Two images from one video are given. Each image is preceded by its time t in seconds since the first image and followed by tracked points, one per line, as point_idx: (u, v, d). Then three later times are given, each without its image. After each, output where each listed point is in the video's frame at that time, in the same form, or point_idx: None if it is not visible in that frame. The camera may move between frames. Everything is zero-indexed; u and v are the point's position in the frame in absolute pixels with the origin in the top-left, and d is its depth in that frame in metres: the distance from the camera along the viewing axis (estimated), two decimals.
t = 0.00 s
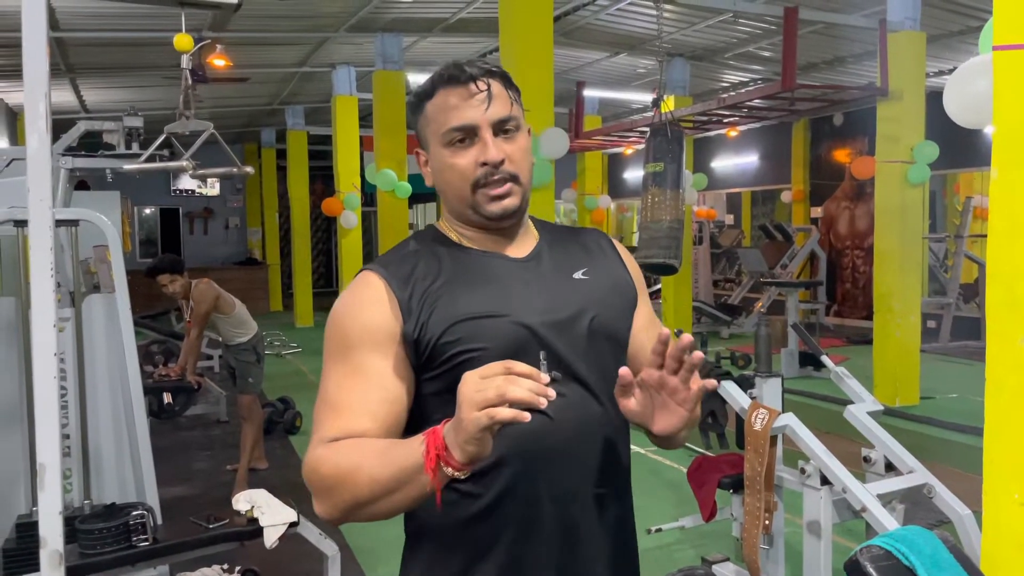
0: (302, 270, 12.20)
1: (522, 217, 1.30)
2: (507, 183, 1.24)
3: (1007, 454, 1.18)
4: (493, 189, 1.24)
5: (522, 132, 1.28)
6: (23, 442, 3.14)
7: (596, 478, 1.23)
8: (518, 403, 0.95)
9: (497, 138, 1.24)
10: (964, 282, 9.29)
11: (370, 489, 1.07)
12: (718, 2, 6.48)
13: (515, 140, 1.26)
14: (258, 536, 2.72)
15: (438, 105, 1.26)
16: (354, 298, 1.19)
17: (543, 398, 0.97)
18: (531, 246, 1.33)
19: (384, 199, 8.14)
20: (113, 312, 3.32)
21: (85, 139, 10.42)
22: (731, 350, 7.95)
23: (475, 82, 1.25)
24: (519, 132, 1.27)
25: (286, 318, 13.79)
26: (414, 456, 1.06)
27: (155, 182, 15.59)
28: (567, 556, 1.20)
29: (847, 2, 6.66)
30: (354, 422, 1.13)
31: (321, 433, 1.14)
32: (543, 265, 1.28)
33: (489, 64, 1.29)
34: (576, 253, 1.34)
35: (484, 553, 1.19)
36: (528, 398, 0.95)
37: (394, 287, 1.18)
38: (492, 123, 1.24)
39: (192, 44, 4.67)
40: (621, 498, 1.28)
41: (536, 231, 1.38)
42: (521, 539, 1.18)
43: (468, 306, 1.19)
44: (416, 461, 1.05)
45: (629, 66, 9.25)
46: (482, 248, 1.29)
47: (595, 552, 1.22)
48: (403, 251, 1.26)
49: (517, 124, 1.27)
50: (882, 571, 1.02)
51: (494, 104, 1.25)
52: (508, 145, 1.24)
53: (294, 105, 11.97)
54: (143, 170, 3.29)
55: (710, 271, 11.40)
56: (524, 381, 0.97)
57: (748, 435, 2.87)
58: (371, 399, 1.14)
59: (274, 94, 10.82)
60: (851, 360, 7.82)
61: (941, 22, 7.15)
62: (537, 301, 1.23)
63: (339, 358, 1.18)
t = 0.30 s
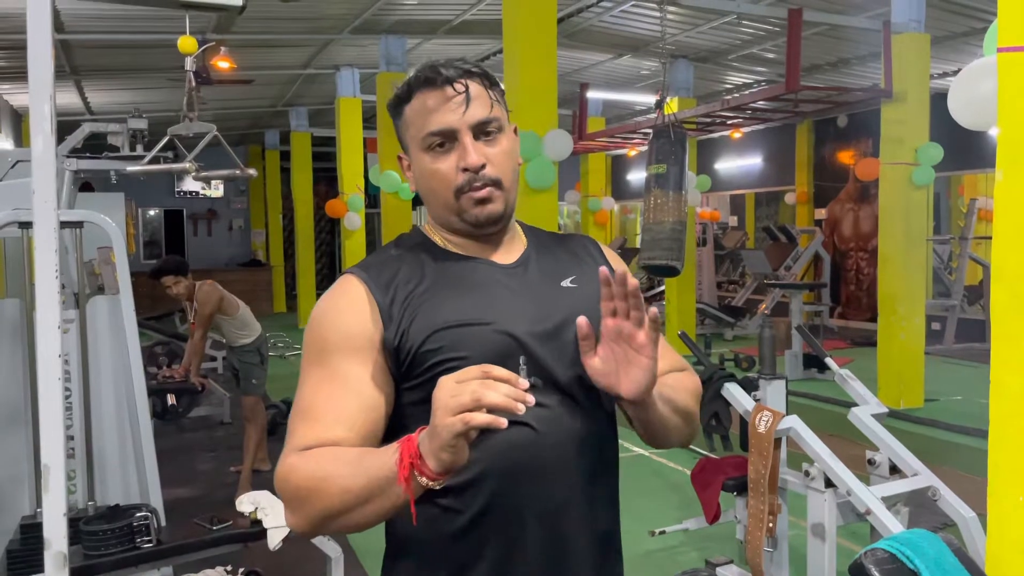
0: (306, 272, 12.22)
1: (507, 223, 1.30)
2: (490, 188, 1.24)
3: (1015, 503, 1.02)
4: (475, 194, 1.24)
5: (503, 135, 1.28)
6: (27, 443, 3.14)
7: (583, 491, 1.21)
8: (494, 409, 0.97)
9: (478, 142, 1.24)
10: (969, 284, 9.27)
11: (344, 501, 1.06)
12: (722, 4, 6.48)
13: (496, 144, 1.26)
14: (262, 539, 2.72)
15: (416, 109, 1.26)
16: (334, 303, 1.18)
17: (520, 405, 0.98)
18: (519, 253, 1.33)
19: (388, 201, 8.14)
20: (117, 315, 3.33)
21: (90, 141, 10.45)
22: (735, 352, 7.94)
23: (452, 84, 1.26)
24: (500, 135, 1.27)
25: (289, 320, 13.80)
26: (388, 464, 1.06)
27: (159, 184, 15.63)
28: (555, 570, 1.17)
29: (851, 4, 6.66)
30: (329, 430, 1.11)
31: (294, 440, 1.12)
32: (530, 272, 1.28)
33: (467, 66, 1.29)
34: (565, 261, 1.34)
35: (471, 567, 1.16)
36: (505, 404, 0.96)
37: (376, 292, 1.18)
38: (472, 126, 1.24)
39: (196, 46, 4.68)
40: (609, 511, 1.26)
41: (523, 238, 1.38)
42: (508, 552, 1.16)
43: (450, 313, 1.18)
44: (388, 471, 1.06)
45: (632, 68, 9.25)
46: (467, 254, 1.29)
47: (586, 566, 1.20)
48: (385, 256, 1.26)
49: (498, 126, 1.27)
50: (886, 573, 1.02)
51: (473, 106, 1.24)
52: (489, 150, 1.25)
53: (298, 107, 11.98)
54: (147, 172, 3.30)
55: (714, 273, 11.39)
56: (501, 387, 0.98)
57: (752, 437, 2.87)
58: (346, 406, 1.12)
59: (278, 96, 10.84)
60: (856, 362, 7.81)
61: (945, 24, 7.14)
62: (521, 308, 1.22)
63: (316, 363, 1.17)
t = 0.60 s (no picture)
0: (309, 273, 12.23)
1: (495, 227, 1.30)
2: (477, 191, 1.25)
3: (1021, 506, 1.00)
4: (463, 196, 1.24)
5: (492, 137, 1.28)
6: (31, 445, 3.15)
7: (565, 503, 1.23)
8: (480, 425, 0.96)
9: (466, 143, 1.25)
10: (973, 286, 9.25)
11: (322, 512, 1.06)
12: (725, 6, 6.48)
13: (484, 145, 1.27)
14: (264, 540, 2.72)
15: (403, 107, 1.26)
16: (316, 307, 1.17)
17: (506, 422, 0.98)
18: (505, 258, 1.33)
19: (391, 202, 8.15)
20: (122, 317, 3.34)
21: (94, 143, 10.48)
22: (739, 354, 7.93)
23: (440, 84, 1.26)
24: (489, 136, 1.28)
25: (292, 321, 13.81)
26: (367, 478, 1.06)
27: (163, 186, 15.66)
28: None
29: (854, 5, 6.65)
30: (306, 438, 1.11)
31: (273, 448, 1.12)
32: (516, 278, 1.28)
33: (455, 65, 1.30)
34: (552, 266, 1.34)
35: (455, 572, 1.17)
36: (492, 421, 0.96)
37: (357, 297, 1.18)
38: (459, 126, 1.24)
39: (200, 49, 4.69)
40: (592, 520, 1.28)
41: (510, 243, 1.38)
42: (487, 562, 1.17)
43: (433, 319, 1.18)
44: (368, 485, 1.06)
45: (636, 69, 9.25)
46: (453, 259, 1.29)
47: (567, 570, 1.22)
48: (368, 260, 1.26)
49: (486, 127, 1.28)
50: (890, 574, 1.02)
51: (461, 107, 1.25)
52: (477, 151, 1.25)
53: (302, 109, 11.99)
54: (151, 173, 3.30)
55: (718, 275, 11.36)
56: (488, 403, 0.99)
57: (756, 440, 2.87)
58: (325, 414, 1.13)
59: (282, 98, 10.86)
60: (860, 364, 7.79)
61: (949, 25, 7.13)
62: (503, 316, 1.22)
63: (296, 370, 1.17)
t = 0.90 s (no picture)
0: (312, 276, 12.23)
1: (483, 231, 1.31)
2: (464, 194, 1.26)
3: None
4: (450, 200, 1.25)
5: (479, 140, 1.30)
6: (34, 447, 3.15)
7: (555, 508, 1.23)
8: (444, 440, 0.96)
9: (452, 146, 1.26)
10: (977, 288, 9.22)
11: (301, 522, 1.08)
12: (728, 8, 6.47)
13: (471, 148, 1.28)
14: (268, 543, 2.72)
15: (389, 111, 1.27)
16: (302, 315, 1.20)
17: (474, 437, 0.97)
18: (495, 263, 1.34)
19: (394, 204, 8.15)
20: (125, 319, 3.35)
21: (98, 146, 10.51)
22: (742, 357, 7.91)
23: (427, 88, 1.27)
24: (476, 140, 1.29)
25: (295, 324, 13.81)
26: (343, 490, 1.07)
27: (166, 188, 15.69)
28: None
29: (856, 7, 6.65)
30: (291, 448, 1.14)
31: (259, 457, 1.15)
32: (506, 284, 1.28)
33: (442, 69, 1.31)
34: (545, 272, 1.34)
35: None
36: (456, 436, 0.95)
37: (340, 305, 1.19)
38: (446, 129, 1.25)
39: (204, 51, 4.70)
40: (585, 525, 1.28)
41: (503, 246, 1.39)
42: (474, 569, 1.18)
43: (416, 326, 1.18)
44: (343, 496, 1.07)
45: (639, 71, 9.25)
46: (441, 265, 1.30)
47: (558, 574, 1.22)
48: (356, 267, 1.27)
49: (473, 131, 1.29)
50: None
51: (447, 110, 1.26)
52: (464, 154, 1.26)
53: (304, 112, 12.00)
54: (155, 175, 3.31)
55: (721, 277, 11.33)
56: (455, 418, 0.98)
57: (760, 442, 2.87)
58: (310, 425, 1.16)
59: (285, 101, 10.87)
60: (863, 366, 7.77)
61: (952, 27, 7.12)
62: (487, 322, 1.22)
63: (282, 378, 1.19)
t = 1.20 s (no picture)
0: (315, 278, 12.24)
1: (478, 231, 1.31)
2: (458, 193, 1.25)
3: None
4: (442, 200, 1.24)
5: (471, 139, 1.30)
6: (38, 449, 3.15)
7: (555, 511, 1.23)
8: (432, 454, 0.95)
9: (444, 146, 1.25)
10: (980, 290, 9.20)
11: (298, 531, 1.09)
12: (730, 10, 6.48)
13: (463, 148, 1.27)
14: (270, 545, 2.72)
15: (381, 113, 1.28)
16: (299, 325, 1.21)
17: (462, 449, 0.96)
18: (491, 266, 1.33)
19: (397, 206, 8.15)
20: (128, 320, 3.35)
21: (101, 148, 10.53)
22: (745, 359, 7.89)
23: (416, 88, 1.27)
24: (468, 139, 1.29)
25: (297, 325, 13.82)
26: (336, 500, 1.08)
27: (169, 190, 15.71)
28: None
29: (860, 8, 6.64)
30: (290, 456, 1.15)
31: (259, 465, 1.16)
32: (501, 289, 1.28)
33: (433, 69, 1.31)
34: (541, 275, 1.34)
35: None
36: (446, 448, 0.95)
37: (334, 314, 1.20)
38: (437, 129, 1.25)
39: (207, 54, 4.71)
40: (586, 529, 1.28)
41: (500, 248, 1.39)
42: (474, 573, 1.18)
43: (409, 336, 1.19)
44: (336, 506, 1.07)
45: (641, 73, 9.25)
46: (438, 270, 1.30)
47: None
48: (353, 276, 1.28)
49: (465, 131, 1.29)
50: None
51: (438, 110, 1.26)
52: (455, 154, 1.26)
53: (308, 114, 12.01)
54: (158, 177, 3.31)
55: (723, 278, 11.31)
56: (443, 431, 0.97)
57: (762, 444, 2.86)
58: (308, 433, 1.17)
59: (288, 103, 10.88)
60: (865, 368, 7.75)
61: (955, 28, 7.11)
62: (481, 330, 1.21)
63: (280, 388, 1.21)
